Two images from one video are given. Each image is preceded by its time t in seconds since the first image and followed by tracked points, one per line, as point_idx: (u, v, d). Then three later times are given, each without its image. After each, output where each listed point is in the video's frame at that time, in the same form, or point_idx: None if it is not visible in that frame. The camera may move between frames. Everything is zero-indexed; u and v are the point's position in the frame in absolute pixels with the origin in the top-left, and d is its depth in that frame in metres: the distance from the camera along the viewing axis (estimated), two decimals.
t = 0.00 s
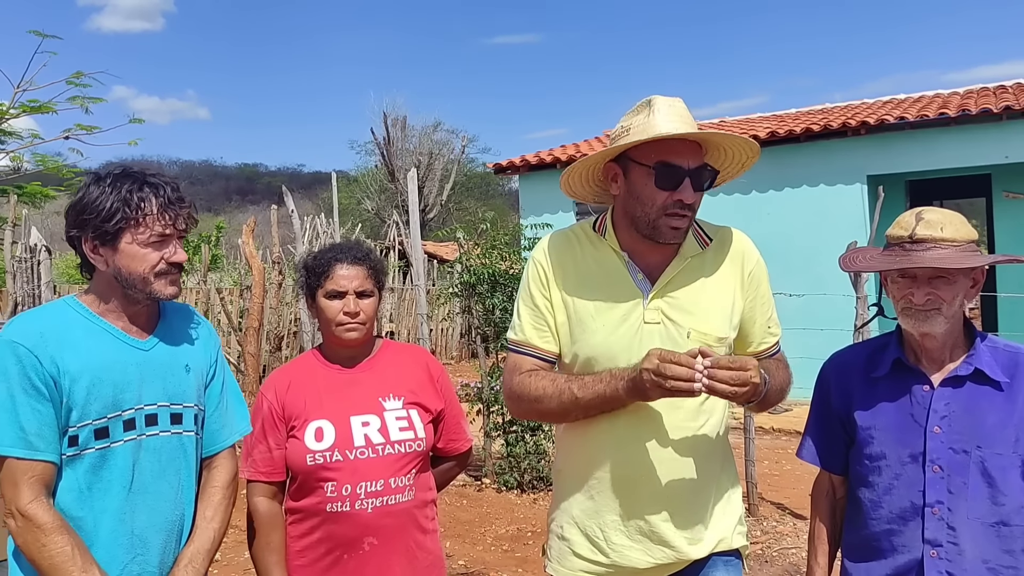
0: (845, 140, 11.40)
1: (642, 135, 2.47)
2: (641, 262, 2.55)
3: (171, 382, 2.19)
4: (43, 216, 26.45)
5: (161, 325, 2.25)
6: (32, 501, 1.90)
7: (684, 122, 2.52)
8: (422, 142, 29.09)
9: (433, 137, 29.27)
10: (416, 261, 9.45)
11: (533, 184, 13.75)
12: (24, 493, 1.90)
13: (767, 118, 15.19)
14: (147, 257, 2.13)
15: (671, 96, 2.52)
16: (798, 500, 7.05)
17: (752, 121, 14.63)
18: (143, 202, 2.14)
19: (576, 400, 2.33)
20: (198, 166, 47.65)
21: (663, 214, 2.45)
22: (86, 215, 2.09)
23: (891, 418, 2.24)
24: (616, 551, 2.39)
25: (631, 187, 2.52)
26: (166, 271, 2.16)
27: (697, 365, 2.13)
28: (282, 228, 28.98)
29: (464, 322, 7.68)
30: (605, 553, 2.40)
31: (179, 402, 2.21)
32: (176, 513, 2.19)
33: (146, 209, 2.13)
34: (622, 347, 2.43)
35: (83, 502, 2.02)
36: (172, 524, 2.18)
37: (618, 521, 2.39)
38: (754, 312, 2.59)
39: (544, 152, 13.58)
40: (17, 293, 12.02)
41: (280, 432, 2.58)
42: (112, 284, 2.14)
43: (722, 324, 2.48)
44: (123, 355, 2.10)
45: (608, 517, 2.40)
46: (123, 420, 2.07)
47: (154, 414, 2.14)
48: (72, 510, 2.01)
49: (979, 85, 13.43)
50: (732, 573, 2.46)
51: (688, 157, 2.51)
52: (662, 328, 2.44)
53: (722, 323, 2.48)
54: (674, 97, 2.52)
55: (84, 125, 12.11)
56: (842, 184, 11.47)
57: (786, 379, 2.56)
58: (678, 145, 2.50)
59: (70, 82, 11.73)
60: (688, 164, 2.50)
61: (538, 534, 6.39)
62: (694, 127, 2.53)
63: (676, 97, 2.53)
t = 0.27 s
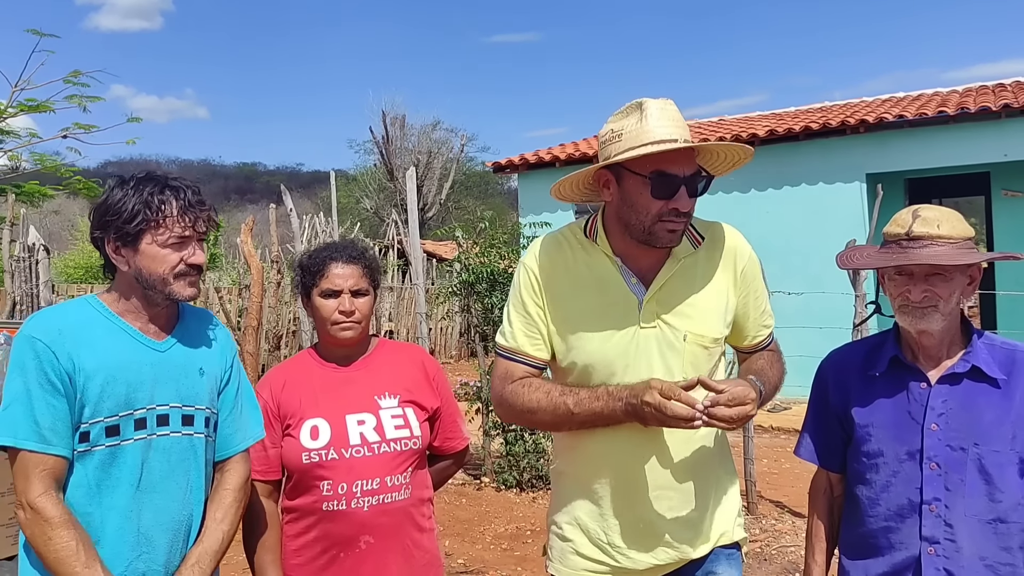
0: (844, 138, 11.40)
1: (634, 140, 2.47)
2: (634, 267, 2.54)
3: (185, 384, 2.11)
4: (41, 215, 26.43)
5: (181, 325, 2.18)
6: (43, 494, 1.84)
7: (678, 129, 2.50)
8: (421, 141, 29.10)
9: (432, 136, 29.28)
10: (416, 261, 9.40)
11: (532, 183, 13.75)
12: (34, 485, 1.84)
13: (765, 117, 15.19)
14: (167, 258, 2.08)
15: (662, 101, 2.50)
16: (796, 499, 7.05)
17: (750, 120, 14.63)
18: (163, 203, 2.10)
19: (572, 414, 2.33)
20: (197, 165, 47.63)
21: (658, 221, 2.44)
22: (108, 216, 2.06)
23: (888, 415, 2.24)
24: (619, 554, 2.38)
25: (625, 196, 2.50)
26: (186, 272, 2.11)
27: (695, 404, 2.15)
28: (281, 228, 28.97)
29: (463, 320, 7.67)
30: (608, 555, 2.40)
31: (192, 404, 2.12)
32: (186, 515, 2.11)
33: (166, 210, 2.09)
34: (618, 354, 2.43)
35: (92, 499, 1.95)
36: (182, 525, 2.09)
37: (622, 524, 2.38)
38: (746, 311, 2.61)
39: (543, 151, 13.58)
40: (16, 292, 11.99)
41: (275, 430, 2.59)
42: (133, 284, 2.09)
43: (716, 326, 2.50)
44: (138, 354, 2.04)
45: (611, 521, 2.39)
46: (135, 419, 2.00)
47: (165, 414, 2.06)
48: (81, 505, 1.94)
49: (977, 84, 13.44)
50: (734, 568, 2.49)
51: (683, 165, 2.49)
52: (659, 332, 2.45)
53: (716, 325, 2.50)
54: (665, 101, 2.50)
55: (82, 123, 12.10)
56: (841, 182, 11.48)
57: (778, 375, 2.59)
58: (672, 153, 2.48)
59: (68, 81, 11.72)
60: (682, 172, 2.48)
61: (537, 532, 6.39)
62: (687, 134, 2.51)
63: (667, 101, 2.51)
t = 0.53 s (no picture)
0: (842, 136, 11.41)
1: (624, 142, 2.49)
2: (629, 266, 2.54)
3: (185, 384, 2.11)
4: (40, 216, 26.43)
5: (179, 327, 2.18)
6: (49, 493, 1.84)
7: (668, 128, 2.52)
8: (420, 140, 29.11)
9: (431, 135, 29.28)
10: (415, 260, 9.41)
11: (531, 182, 13.76)
12: (40, 485, 1.84)
13: (763, 115, 15.19)
14: (166, 260, 2.09)
15: (653, 104, 2.51)
16: (795, 497, 7.06)
17: (749, 118, 14.63)
18: (163, 205, 2.10)
19: (568, 415, 2.34)
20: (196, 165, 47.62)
21: (652, 221, 2.44)
22: (107, 217, 2.06)
23: (886, 413, 2.25)
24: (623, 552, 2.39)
25: (617, 196, 2.51)
26: (185, 275, 2.12)
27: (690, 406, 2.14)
28: (280, 228, 28.96)
29: (462, 320, 7.68)
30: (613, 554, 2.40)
31: (192, 404, 2.12)
32: (189, 514, 2.10)
33: (166, 212, 2.10)
34: (616, 354, 2.44)
35: (96, 498, 1.95)
36: (185, 525, 2.09)
37: (627, 522, 2.39)
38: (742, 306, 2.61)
39: (542, 150, 13.58)
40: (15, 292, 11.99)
41: (271, 431, 2.60)
42: (132, 284, 2.10)
43: (714, 322, 2.51)
44: (139, 354, 2.04)
45: (615, 518, 2.39)
46: (137, 418, 2.01)
47: (167, 414, 2.06)
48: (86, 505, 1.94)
49: (975, 82, 13.46)
50: (737, 564, 2.50)
51: (675, 164, 2.49)
52: (657, 330, 2.45)
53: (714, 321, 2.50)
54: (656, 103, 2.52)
55: (81, 123, 12.09)
56: (839, 181, 11.48)
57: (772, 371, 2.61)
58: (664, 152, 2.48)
59: (66, 81, 11.72)
60: (674, 171, 2.48)
61: (536, 531, 6.40)
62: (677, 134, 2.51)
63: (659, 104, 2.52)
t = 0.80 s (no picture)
0: (842, 135, 11.41)
1: (624, 134, 2.49)
2: (631, 258, 2.55)
3: (181, 384, 2.12)
4: (40, 215, 26.43)
5: (172, 328, 2.19)
6: (47, 496, 1.84)
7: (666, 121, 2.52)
8: (419, 139, 29.10)
9: (430, 134, 29.28)
10: (414, 259, 9.41)
11: (530, 181, 13.76)
12: (38, 489, 1.84)
13: (763, 113, 15.19)
14: (161, 262, 2.09)
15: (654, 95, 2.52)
16: (796, 495, 7.07)
17: (748, 117, 14.63)
18: (158, 206, 2.10)
19: (560, 406, 2.36)
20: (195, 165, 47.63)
21: (651, 212, 2.45)
22: (101, 216, 2.07)
23: (885, 411, 2.25)
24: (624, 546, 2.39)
25: (617, 188, 2.53)
26: (179, 276, 2.12)
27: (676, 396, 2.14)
28: (279, 227, 28.97)
29: (462, 319, 7.68)
30: (614, 548, 2.40)
31: (189, 404, 2.13)
32: (188, 514, 2.11)
33: (161, 213, 2.10)
34: (615, 343, 2.43)
35: (95, 500, 1.95)
36: (185, 525, 2.10)
37: (629, 516, 2.39)
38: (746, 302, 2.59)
39: (541, 148, 13.58)
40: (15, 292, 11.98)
41: (269, 432, 2.60)
42: (124, 285, 2.10)
43: (715, 315, 2.48)
44: (134, 354, 2.05)
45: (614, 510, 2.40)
46: (135, 419, 2.01)
47: (164, 414, 2.07)
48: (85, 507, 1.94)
49: (974, 80, 13.46)
50: (739, 569, 2.48)
51: (673, 155, 2.51)
52: (657, 320, 2.44)
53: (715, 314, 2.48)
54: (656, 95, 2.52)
55: (80, 123, 12.09)
56: (839, 179, 11.48)
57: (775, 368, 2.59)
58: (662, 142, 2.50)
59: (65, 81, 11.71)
60: (672, 162, 2.50)
61: (537, 530, 6.40)
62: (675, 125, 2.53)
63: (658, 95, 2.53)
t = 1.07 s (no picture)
0: (842, 133, 11.40)
1: (629, 132, 2.50)
2: (640, 255, 2.56)
3: (180, 384, 2.12)
4: (40, 216, 26.46)
5: (171, 327, 2.19)
6: (45, 497, 1.84)
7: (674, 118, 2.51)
8: (419, 139, 29.10)
9: (430, 134, 29.30)
10: (415, 259, 9.41)
11: (530, 180, 13.76)
12: (36, 490, 1.84)
13: (763, 112, 15.19)
14: (148, 255, 2.08)
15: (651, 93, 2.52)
16: (796, 494, 7.07)
17: (748, 116, 14.63)
18: (142, 200, 2.10)
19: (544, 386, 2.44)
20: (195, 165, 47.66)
21: (655, 208, 2.45)
22: (91, 214, 2.08)
23: (885, 410, 2.25)
24: (617, 539, 2.41)
25: (623, 186, 2.55)
26: (167, 269, 2.10)
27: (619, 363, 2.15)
28: (280, 227, 28.98)
29: (462, 318, 7.68)
30: (609, 543, 2.42)
31: (187, 404, 2.13)
32: (187, 514, 2.11)
33: (146, 207, 2.10)
34: (617, 337, 2.45)
35: (94, 501, 1.95)
36: (184, 525, 2.09)
37: (622, 510, 2.41)
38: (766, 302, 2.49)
39: (541, 148, 13.58)
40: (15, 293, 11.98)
41: (267, 433, 2.60)
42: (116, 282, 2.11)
43: (723, 313, 2.41)
44: (132, 355, 2.05)
45: (610, 503, 2.43)
46: (133, 420, 2.01)
47: (162, 415, 2.07)
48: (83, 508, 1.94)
49: (974, 78, 13.46)
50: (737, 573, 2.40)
51: (676, 151, 2.50)
52: (660, 316, 2.43)
53: (721, 312, 2.41)
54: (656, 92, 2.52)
55: (80, 124, 12.09)
56: (839, 178, 11.48)
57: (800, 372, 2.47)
58: (664, 139, 2.51)
59: (65, 81, 11.71)
60: (675, 158, 2.50)
61: (537, 529, 6.41)
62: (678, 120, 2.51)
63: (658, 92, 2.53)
